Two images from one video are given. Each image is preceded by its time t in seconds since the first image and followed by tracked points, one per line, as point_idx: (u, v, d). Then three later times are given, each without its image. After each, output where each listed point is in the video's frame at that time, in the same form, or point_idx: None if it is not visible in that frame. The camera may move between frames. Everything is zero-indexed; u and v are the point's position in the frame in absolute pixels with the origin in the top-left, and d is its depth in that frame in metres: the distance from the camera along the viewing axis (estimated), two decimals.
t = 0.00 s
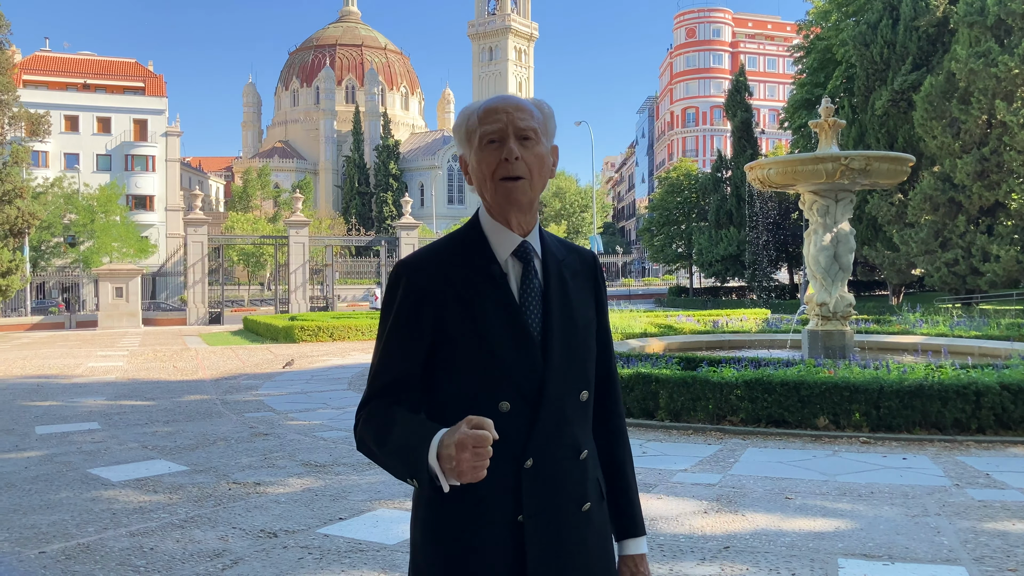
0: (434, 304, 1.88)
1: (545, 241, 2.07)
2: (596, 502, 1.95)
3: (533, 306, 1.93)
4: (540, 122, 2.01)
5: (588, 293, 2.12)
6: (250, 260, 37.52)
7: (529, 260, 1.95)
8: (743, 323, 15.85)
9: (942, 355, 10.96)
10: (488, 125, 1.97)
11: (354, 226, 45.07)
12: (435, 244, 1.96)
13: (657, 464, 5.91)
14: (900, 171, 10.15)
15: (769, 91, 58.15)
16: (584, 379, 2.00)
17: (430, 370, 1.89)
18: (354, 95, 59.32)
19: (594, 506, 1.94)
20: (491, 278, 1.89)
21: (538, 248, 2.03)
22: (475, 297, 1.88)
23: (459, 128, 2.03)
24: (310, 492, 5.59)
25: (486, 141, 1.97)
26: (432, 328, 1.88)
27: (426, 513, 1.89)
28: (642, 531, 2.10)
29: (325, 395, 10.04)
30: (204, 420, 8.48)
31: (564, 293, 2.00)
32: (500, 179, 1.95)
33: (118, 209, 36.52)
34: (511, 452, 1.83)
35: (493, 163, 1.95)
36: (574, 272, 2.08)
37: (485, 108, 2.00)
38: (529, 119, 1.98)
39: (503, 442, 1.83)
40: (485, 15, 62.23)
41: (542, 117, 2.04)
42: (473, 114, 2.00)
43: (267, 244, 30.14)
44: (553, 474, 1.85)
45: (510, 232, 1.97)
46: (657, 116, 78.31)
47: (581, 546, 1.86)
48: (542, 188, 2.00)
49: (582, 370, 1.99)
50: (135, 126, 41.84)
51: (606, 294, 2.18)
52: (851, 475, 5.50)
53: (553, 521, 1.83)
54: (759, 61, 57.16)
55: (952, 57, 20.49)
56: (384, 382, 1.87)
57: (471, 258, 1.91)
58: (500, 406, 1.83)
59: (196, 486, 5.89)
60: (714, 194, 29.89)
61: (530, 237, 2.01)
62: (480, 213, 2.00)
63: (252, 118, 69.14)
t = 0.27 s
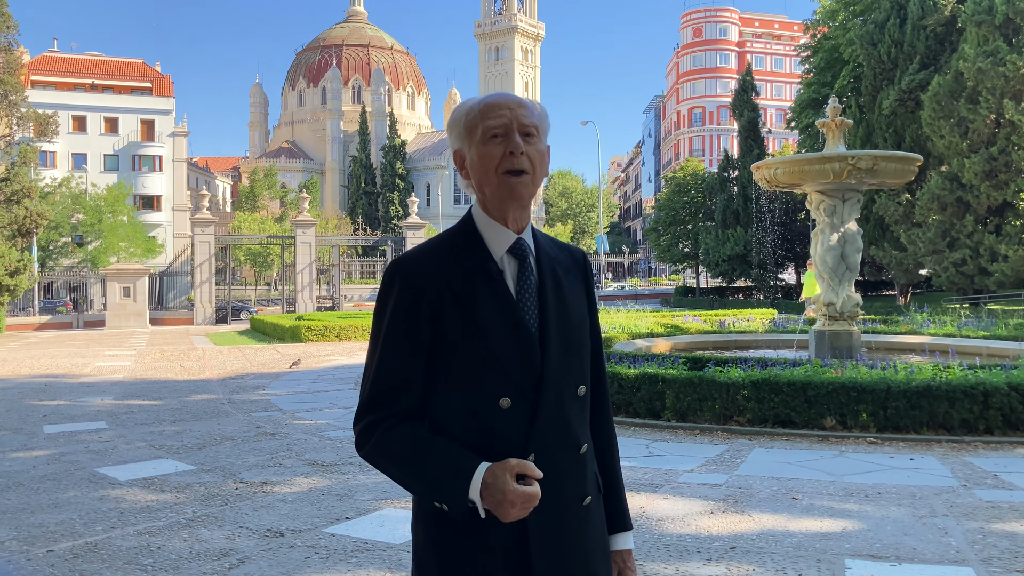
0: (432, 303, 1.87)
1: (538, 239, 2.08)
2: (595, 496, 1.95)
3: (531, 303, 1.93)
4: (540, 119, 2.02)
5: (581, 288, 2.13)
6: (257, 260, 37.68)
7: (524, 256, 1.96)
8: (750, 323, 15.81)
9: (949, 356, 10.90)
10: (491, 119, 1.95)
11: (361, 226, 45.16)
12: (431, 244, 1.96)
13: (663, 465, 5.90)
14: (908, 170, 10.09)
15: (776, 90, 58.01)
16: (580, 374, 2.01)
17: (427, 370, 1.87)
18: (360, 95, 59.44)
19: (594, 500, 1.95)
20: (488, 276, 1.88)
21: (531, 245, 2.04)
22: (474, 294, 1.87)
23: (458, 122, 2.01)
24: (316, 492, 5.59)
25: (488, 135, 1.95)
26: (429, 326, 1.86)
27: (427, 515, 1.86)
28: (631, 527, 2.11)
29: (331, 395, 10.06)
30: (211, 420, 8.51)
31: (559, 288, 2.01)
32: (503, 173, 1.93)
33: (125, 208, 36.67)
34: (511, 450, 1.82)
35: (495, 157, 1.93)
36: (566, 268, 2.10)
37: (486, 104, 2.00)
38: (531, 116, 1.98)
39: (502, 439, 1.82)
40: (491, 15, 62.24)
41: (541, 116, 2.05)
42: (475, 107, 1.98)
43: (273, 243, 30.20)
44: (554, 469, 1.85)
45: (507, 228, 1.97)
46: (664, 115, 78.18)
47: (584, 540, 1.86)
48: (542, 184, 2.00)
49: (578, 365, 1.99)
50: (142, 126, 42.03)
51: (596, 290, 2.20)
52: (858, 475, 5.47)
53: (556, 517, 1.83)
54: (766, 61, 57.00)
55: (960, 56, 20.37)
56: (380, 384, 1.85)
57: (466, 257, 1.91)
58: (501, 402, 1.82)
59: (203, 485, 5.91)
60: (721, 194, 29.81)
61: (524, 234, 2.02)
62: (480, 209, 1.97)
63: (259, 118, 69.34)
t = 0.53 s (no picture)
0: (437, 300, 1.86)
1: (542, 238, 2.07)
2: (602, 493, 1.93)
3: (536, 299, 1.92)
4: (541, 117, 2.00)
5: (583, 286, 2.13)
6: (263, 259, 37.81)
7: (528, 253, 1.94)
8: (756, 323, 15.76)
9: (956, 356, 10.84)
10: (493, 118, 1.94)
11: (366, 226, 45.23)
12: (435, 242, 1.94)
13: (669, 465, 5.87)
14: (914, 170, 10.05)
15: (783, 90, 57.88)
16: (585, 369, 2.00)
17: (434, 368, 1.85)
18: (366, 95, 59.52)
19: (602, 497, 1.94)
20: (494, 272, 1.87)
21: (535, 243, 2.03)
22: (480, 291, 1.86)
23: (459, 123, 1.99)
24: (322, 491, 5.60)
25: (490, 134, 1.94)
26: (435, 323, 1.85)
27: (434, 513, 1.85)
28: (637, 526, 2.09)
29: (337, 394, 10.07)
30: (217, 419, 8.53)
31: (563, 286, 2.00)
32: (506, 171, 1.92)
33: (131, 209, 36.83)
34: (518, 447, 1.81)
35: (498, 156, 1.92)
36: (569, 267, 2.09)
37: (487, 104, 1.99)
38: (531, 114, 1.97)
39: (510, 436, 1.81)
40: (497, 14, 62.25)
41: (541, 116, 2.03)
42: (476, 109, 1.97)
43: (279, 243, 30.25)
44: (561, 464, 1.85)
45: (512, 226, 1.96)
46: (670, 115, 78.06)
47: (592, 536, 1.85)
48: (545, 180, 1.99)
49: (583, 361, 1.99)
50: (148, 127, 42.18)
51: (599, 287, 2.19)
52: (864, 476, 5.44)
53: (564, 513, 1.83)
54: (773, 61, 56.84)
55: (967, 55, 20.26)
56: (387, 380, 1.83)
57: (470, 254, 1.90)
58: (508, 397, 1.81)
59: (209, 484, 5.92)
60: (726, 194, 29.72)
61: (528, 231, 2.00)
62: (484, 208, 1.96)
63: (264, 119, 69.50)
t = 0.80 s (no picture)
0: (444, 300, 1.85)
1: (545, 234, 2.06)
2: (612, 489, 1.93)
3: (543, 297, 1.91)
4: (529, 110, 1.99)
5: (588, 282, 2.12)
6: (267, 259, 37.88)
7: (534, 250, 1.94)
8: (760, 323, 15.72)
9: (961, 356, 10.79)
10: (483, 117, 1.94)
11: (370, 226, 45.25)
12: (441, 243, 1.94)
13: (672, 465, 5.86)
14: (919, 170, 10.01)
15: (787, 90, 57.78)
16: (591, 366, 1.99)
17: (442, 369, 1.85)
18: (369, 95, 59.56)
19: (611, 494, 1.93)
20: (500, 271, 1.86)
21: (539, 241, 2.02)
22: (487, 289, 1.85)
23: (451, 129, 2.00)
24: (326, 491, 5.59)
25: (483, 134, 1.94)
26: (442, 324, 1.83)
27: (445, 513, 1.84)
28: (644, 522, 2.08)
29: (340, 394, 10.07)
30: (221, 419, 8.54)
31: (569, 283, 1.99)
32: (503, 166, 1.91)
33: (136, 209, 36.91)
34: (529, 445, 1.81)
35: (493, 153, 1.91)
36: (573, 264, 2.08)
37: (478, 104, 1.98)
38: (520, 109, 1.96)
39: (519, 433, 1.80)
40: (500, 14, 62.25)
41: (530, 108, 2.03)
42: (467, 111, 1.97)
43: (282, 242, 30.28)
44: (572, 462, 1.84)
45: (514, 223, 1.95)
46: (674, 115, 77.97)
47: (604, 532, 1.86)
48: (545, 171, 1.97)
49: (590, 358, 1.98)
50: (152, 127, 42.26)
51: (603, 284, 2.17)
52: (869, 476, 5.42)
53: (575, 511, 1.82)
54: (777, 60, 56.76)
55: (971, 55, 20.18)
56: (395, 382, 1.82)
57: (476, 253, 1.89)
58: (517, 396, 1.80)
59: (213, 483, 5.92)
60: (730, 194, 29.69)
61: (531, 228, 2.00)
62: (485, 207, 1.96)
63: (268, 118, 69.60)
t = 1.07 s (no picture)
0: (448, 302, 1.84)
1: (547, 234, 2.06)
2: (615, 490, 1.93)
3: (547, 298, 1.91)
4: (533, 113, 1.99)
5: (589, 283, 2.12)
6: (269, 259, 37.92)
7: (537, 252, 1.94)
8: (761, 323, 15.69)
9: (963, 355, 10.76)
10: (486, 120, 1.93)
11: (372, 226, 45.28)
12: (444, 245, 1.93)
13: (675, 465, 5.85)
14: (921, 169, 9.98)
15: (789, 90, 57.73)
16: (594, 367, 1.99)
17: (446, 371, 1.84)
18: (371, 95, 59.60)
19: (616, 495, 1.93)
20: (503, 272, 1.86)
21: (541, 242, 2.02)
22: (492, 291, 1.85)
23: (453, 128, 1.99)
24: (328, 491, 5.59)
25: (486, 136, 1.93)
26: (447, 327, 1.83)
27: (449, 516, 1.83)
28: (643, 521, 2.08)
29: (342, 394, 10.07)
30: (223, 419, 8.54)
31: (571, 284, 1.99)
32: (506, 171, 1.91)
33: (138, 209, 36.96)
34: (535, 448, 1.81)
35: (496, 156, 1.92)
36: (574, 264, 2.08)
37: (481, 105, 1.98)
38: (524, 112, 1.96)
39: (526, 434, 1.80)
40: (502, 14, 62.22)
41: (532, 110, 2.02)
42: (470, 112, 1.96)
43: (284, 242, 30.29)
44: (577, 462, 1.85)
45: (517, 225, 1.95)
46: (676, 114, 77.91)
47: (609, 533, 1.86)
48: (547, 175, 1.97)
49: (592, 358, 1.98)
50: (155, 127, 42.30)
51: (603, 284, 2.17)
52: (871, 476, 5.41)
53: (581, 512, 1.82)
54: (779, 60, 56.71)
55: (974, 54, 20.14)
56: (400, 385, 1.81)
57: (480, 256, 1.88)
58: (523, 399, 1.80)
59: (216, 483, 5.92)
60: (732, 194, 29.64)
61: (533, 230, 2.00)
62: (487, 208, 1.95)
63: (270, 118, 69.63)
